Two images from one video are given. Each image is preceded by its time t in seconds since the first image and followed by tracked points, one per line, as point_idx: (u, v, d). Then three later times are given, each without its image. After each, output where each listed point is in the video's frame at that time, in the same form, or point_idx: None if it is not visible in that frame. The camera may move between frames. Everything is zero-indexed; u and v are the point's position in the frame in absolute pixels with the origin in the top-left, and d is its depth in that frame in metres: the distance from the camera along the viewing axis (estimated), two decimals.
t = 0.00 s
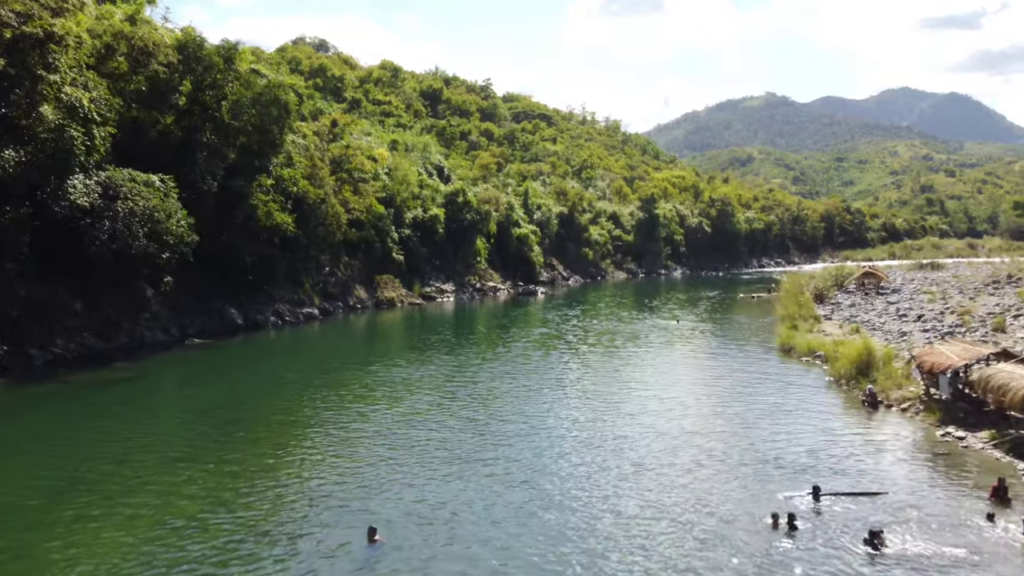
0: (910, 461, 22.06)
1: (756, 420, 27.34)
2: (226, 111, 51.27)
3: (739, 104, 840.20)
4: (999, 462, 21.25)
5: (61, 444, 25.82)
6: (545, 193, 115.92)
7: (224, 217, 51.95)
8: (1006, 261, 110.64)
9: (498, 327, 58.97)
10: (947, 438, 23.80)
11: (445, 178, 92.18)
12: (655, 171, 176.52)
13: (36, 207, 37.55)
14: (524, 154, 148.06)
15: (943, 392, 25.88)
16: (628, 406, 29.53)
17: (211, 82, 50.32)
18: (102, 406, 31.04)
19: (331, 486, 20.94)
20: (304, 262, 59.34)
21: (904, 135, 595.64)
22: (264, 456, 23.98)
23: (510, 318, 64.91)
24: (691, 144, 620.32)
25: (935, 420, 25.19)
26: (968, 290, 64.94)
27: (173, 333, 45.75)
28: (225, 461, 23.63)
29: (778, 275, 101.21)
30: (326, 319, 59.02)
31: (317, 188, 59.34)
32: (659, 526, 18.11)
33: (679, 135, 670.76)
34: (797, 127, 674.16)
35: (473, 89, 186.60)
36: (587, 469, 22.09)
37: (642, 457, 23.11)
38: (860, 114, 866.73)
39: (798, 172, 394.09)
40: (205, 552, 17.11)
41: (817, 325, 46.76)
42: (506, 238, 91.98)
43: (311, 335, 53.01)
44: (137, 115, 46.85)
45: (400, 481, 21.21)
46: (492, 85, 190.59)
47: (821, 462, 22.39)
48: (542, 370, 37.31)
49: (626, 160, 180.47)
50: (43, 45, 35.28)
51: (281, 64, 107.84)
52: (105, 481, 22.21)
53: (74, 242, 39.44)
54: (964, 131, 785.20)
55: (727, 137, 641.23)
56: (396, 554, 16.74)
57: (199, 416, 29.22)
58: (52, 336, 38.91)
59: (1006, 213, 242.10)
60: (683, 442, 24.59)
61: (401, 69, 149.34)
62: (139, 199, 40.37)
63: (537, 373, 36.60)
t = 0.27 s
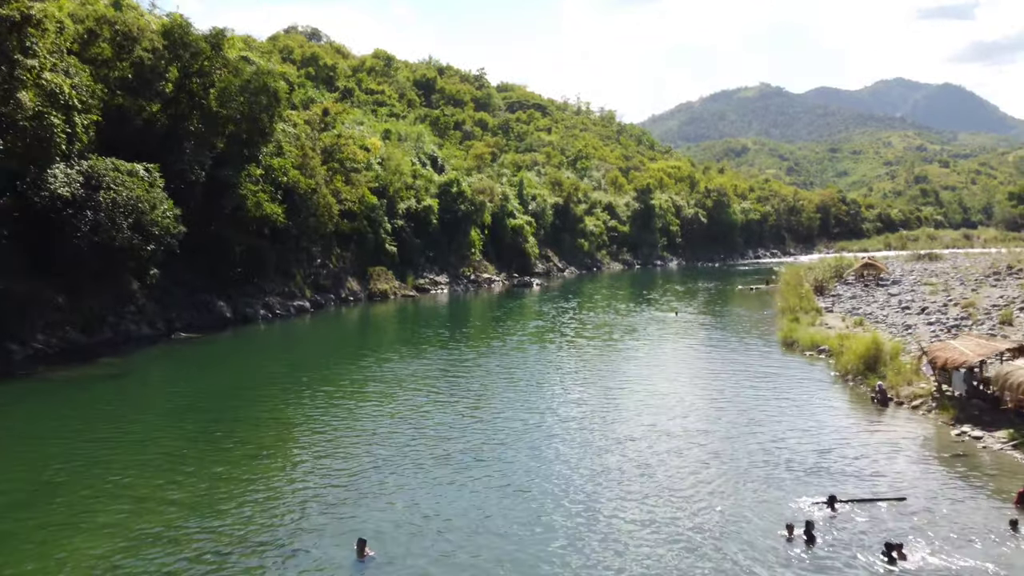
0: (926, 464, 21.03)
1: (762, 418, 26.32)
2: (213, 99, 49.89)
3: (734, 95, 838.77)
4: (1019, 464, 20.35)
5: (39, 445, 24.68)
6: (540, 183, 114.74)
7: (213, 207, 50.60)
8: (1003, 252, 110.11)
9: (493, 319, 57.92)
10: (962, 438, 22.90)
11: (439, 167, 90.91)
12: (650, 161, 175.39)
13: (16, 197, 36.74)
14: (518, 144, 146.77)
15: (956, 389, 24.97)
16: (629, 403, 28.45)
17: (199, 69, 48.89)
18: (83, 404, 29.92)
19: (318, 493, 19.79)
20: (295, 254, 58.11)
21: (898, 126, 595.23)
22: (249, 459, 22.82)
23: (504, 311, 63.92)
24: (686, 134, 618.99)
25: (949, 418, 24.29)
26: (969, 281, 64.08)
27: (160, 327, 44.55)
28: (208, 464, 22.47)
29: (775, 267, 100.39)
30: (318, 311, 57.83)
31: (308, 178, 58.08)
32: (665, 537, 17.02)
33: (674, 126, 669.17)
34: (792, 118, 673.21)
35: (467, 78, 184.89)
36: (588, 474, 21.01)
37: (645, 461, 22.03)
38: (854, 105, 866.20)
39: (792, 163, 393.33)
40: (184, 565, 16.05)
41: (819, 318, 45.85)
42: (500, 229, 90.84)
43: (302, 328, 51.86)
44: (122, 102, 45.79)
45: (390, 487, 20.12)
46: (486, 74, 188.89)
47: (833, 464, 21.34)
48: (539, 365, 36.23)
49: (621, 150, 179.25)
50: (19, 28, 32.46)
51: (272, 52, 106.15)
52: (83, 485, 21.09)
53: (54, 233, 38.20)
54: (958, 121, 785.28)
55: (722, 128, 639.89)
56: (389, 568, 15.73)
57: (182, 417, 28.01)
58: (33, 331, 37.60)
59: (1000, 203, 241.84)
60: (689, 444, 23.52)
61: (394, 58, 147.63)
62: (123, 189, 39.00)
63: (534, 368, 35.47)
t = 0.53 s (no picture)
0: (946, 468, 20.02)
1: (769, 418, 25.26)
2: (200, 87, 48.48)
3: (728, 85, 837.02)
4: None
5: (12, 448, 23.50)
6: (534, 174, 113.52)
7: (200, 198, 49.30)
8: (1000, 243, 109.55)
9: (488, 312, 56.78)
10: (980, 438, 21.98)
11: (433, 158, 89.60)
12: (645, 152, 174.18)
13: None
14: (513, 134, 145.38)
15: (972, 386, 24.05)
16: (631, 402, 27.36)
17: (185, 55, 47.52)
18: (62, 403, 28.72)
19: (304, 501, 18.63)
20: (285, 246, 56.79)
21: (892, 117, 594.80)
22: (232, 463, 21.65)
23: (498, 303, 62.75)
24: (680, 125, 617.49)
25: (965, 417, 23.36)
26: (970, 272, 63.20)
27: (145, 321, 43.32)
28: (189, 469, 21.29)
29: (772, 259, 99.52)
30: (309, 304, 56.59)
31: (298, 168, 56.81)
32: (674, 548, 16.05)
33: (668, 116, 667.49)
34: (786, 109, 672.16)
35: (461, 68, 183.13)
36: (589, 479, 19.91)
37: (650, 465, 20.95)
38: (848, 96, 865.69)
39: (787, 154, 392.56)
40: None
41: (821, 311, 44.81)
42: (495, 220, 89.66)
43: (293, 322, 50.68)
44: (106, 90, 44.32)
45: (381, 494, 19.00)
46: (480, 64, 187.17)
47: (847, 468, 20.31)
48: (536, 360, 35.12)
49: (616, 141, 178.04)
50: None
51: (262, 41, 104.47)
52: (56, 491, 19.94)
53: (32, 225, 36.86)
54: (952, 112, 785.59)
55: (716, 119, 638.58)
56: None
57: (164, 417, 26.79)
58: (12, 326, 36.26)
59: (994, 194, 241.58)
60: (694, 446, 22.46)
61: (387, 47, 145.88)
62: (105, 179, 37.81)
63: (531, 364, 34.34)
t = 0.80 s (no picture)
0: (967, 473, 19.02)
1: (777, 418, 24.28)
2: (187, 74, 47.08)
3: (722, 77, 835.67)
4: None
5: None
6: (529, 165, 112.24)
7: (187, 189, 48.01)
8: (998, 234, 108.87)
9: (482, 306, 55.69)
10: (1000, 439, 20.99)
11: (426, 148, 88.25)
12: (640, 143, 172.99)
13: None
14: (507, 125, 143.98)
15: (989, 385, 23.05)
16: (632, 401, 26.34)
17: (170, 42, 46.10)
18: (38, 402, 27.50)
19: (289, 510, 17.54)
20: (275, 238, 55.53)
21: (887, 108, 594.40)
22: (214, 467, 20.52)
23: (492, 296, 61.66)
24: (674, 116, 616.14)
25: (983, 417, 22.37)
26: (971, 265, 62.35)
27: (129, 316, 42.11)
28: (168, 473, 20.15)
29: (769, 250, 98.57)
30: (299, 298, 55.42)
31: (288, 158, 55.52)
32: (684, 564, 14.99)
33: (663, 108, 665.81)
34: (780, 100, 671.11)
35: (454, 58, 181.40)
36: (592, 486, 18.88)
37: (655, 470, 19.92)
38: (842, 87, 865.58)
39: (781, 145, 391.79)
40: None
41: (823, 305, 43.85)
42: (489, 212, 88.43)
43: (282, 316, 49.54)
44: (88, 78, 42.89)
45: (372, 502, 17.95)
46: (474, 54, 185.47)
47: (863, 473, 19.29)
48: (533, 356, 34.06)
49: (611, 132, 176.80)
50: None
51: (253, 29, 102.75)
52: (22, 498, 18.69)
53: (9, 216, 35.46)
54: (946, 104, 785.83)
55: (710, 110, 637.31)
56: None
57: (145, 418, 25.63)
58: None
59: (989, 186, 241.30)
60: (701, 449, 21.47)
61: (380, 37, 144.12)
62: (86, 169, 36.39)
63: (527, 360, 33.27)
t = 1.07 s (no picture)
0: (990, 481, 18.07)
1: (785, 420, 23.25)
2: (172, 63, 45.66)
3: (716, 68, 834.02)
4: None
5: None
6: (523, 156, 110.94)
7: (173, 181, 46.70)
8: (995, 226, 108.18)
9: (476, 301, 54.55)
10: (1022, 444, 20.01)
11: (419, 139, 86.85)
12: (635, 134, 171.71)
13: None
14: (501, 116, 142.53)
15: (1009, 386, 22.07)
16: (634, 402, 25.27)
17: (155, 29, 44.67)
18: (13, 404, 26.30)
19: (272, 523, 16.41)
20: (264, 231, 54.23)
21: (881, 100, 594.05)
22: (194, 475, 19.36)
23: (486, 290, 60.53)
24: (668, 108, 614.52)
25: (1003, 420, 21.38)
26: (972, 257, 61.47)
27: (112, 311, 40.86)
28: (144, 482, 18.97)
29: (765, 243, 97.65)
30: (289, 293, 54.19)
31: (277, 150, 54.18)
32: None
33: (657, 99, 664.10)
34: (774, 92, 670.13)
35: (448, 49, 179.57)
36: (594, 496, 17.82)
37: (661, 478, 18.88)
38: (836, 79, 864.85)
39: (775, 137, 390.83)
40: None
41: (825, 299, 42.82)
42: (483, 204, 87.19)
43: (272, 311, 48.34)
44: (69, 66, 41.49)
45: (361, 514, 16.85)
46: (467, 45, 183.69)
47: (880, 481, 18.32)
48: (529, 353, 32.94)
49: (606, 123, 175.47)
50: None
51: (242, 18, 100.96)
52: None
53: None
54: (939, 96, 786.09)
55: (704, 102, 635.97)
56: None
57: (125, 421, 24.49)
58: None
59: (983, 178, 240.97)
60: (707, 454, 20.42)
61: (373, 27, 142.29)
62: (65, 160, 35.01)
63: (524, 358, 32.14)
